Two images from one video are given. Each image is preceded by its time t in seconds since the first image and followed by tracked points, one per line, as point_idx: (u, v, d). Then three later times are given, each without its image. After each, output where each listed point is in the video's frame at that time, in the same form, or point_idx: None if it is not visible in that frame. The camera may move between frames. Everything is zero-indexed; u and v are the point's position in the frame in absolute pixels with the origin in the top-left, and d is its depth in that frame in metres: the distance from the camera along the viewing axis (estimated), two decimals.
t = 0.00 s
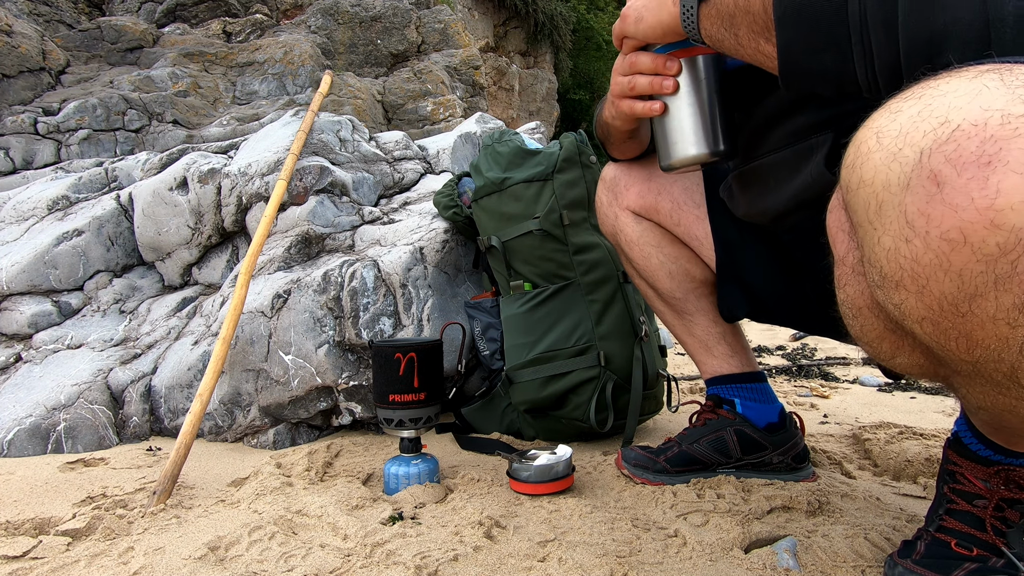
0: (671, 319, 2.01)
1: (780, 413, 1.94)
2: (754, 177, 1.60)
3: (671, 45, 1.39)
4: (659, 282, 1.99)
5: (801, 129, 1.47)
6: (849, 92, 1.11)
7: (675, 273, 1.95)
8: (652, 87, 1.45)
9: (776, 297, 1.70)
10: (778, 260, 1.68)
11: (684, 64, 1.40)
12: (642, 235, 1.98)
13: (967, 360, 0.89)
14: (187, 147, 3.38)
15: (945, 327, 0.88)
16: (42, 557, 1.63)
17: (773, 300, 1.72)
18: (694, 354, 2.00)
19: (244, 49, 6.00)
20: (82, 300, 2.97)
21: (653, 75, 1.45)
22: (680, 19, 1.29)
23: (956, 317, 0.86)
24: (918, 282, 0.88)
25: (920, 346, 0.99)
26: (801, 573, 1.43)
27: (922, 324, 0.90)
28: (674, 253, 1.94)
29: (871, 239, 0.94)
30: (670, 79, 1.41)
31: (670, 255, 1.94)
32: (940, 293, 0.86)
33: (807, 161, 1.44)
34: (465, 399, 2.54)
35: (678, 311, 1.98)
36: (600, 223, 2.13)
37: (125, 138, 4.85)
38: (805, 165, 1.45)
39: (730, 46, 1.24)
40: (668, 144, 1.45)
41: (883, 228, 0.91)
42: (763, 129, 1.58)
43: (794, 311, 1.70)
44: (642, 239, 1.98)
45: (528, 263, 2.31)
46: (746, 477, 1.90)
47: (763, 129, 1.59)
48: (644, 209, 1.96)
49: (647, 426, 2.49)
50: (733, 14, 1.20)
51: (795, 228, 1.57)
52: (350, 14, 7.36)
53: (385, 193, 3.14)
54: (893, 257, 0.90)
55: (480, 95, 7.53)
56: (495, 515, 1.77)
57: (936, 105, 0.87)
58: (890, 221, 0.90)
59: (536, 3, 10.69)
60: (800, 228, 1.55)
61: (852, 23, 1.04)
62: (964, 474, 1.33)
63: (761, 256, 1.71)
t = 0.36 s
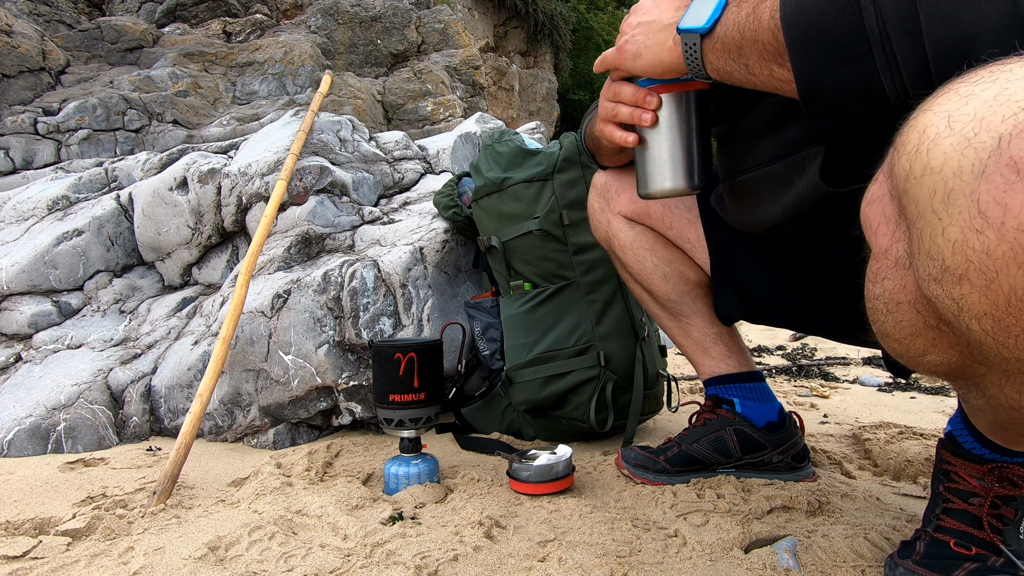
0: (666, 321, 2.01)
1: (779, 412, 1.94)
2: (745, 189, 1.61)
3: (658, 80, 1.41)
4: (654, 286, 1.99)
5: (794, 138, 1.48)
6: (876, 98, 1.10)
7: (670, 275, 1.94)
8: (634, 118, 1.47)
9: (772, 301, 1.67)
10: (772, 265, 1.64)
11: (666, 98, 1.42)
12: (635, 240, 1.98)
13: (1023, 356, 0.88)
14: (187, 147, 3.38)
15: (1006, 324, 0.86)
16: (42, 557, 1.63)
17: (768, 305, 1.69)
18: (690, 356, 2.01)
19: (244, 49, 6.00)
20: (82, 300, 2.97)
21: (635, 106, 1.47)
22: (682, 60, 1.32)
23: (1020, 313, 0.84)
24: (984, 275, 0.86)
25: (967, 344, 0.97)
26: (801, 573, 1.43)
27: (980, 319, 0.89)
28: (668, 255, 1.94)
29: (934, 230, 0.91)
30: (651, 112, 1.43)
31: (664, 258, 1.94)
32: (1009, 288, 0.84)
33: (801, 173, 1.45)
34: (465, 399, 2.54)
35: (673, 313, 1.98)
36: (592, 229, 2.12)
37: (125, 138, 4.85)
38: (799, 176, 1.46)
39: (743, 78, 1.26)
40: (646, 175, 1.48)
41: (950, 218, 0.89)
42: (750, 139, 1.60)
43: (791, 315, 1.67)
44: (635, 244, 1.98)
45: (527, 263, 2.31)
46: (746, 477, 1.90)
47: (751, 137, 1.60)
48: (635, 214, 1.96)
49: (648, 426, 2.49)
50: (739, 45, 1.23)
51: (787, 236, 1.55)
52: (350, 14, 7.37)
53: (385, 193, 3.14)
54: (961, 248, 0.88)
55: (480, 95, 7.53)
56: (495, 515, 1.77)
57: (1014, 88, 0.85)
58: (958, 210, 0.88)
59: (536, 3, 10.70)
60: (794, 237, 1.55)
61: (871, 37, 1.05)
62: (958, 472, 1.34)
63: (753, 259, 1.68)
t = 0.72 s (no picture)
0: (669, 321, 2.01)
1: (780, 413, 1.94)
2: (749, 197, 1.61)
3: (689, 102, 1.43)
4: (658, 284, 1.99)
5: (812, 146, 1.48)
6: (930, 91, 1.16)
7: (673, 273, 1.95)
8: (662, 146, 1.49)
9: (776, 303, 1.68)
10: (778, 269, 1.64)
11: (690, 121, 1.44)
12: (639, 236, 1.98)
13: None
14: (187, 147, 3.37)
15: None
16: (42, 557, 1.63)
17: (773, 307, 1.70)
18: (692, 355, 2.00)
19: (244, 49, 6.00)
20: (82, 300, 2.97)
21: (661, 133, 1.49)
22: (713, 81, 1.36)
23: None
24: None
25: (995, 329, 1.02)
26: (801, 573, 1.43)
27: (1018, 300, 0.92)
28: (673, 254, 1.95)
29: (975, 208, 0.95)
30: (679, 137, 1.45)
31: (668, 256, 1.95)
32: None
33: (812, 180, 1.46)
34: (465, 399, 2.54)
35: (675, 312, 1.99)
36: (596, 225, 2.14)
37: (125, 138, 4.85)
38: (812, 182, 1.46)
39: (782, 90, 1.30)
40: (681, 201, 1.48)
41: (994, 197, 0.92)
42: (763, 140, 1.60)
43: (796, 317, 1.68)
44: (640, 242, 1.99)
45: (527, 263, 2.29)
46: (746, 477, 1.90)
47: (766, 140, 1.59)
48: (640, 212, 1.97)
49: (647, 426, 2.49)
50: (776, 58, 1.27)
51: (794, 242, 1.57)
52: (350, 14, 7.36)
53: (385, 193, 3.14)
54: (1005, 227, 0.91)
55: (480, 95, 7.52)
56: (495, 515, 1.77)
57: None
58: (1004, 189, 0.91)
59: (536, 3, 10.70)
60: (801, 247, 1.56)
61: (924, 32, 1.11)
62: (959, 472, 1.34)
63: (755, 262, 1.68)
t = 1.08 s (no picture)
0: (669, 321, 2.01)
1: (780, 413, 1.94)
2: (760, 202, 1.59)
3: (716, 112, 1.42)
4: (659, 285, 1.98)
5: (848, 147, 1.43)
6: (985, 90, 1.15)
7: (674, 273, 1.95)
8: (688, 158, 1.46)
9: (779, 305, 1.68)
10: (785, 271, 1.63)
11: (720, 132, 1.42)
12: (640, 237, 1.99)
13: None
14: (187, 147, 3.38)
15: None
16: (42, 557, 1.63)
17: (776, 308, 1.69)
18: (692, 355, 2.00)
19: (244, 49, 6.00)
20: (82, 300, 2.97)
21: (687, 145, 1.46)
22: (773, 86, 1.33)
23: None
24: None
25: None
26: (801, 573, 1.43)
27: None
28: (674, 254, 1.95)
29: None
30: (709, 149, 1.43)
31: (669, 256, 1.95)
32: None
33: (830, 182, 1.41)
34: (465, 399, 2.54)
35: (676, 312, 1.99)
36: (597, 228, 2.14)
37: (125, 138, 4.86)
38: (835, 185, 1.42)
39: (860, 92, 1.26)
40: (709, 216, 1.46)
41: None
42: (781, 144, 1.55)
43: (797, 319, 1.68)
44: (641, 243, 1.99)
45: (527, 263, 2.28)
46: (746, 477, 1.90)
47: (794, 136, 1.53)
48: (641, 213, 1.97)
49: (647, 426, 2.49)
50: (854, 57, 1.23)
51: (808, 245, 1.55)
52: (350, 14, 7.37)
53: (385, 193, 3.14)
54: None
55: (480, 95, 7.53)
56: (495, 515, 1.77)
57: None
58: None
59: (536, 3, 10.70)
60: (812, 253, 1.56)
61: None
62: (959, 471, 1.35)
63: (757, 264, 1.68)
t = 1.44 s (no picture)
0: (668, 321, 2.01)
1: (780, 413, 1.94)
2: (759, 202, 1.60)
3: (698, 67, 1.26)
4: (658, 285, 1.99)
5: (847, 145, 1.43)
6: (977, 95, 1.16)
7: (674, 273, 1.96)
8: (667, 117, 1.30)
9: (778, 304, 1.69)
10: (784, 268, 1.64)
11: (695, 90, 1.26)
12: (640, 238, 1.98)
13: None
14: (187, 147, 3.37)
15: None
16: (42, 557, 1.63)
17: (774, 308, 1.70)
18: (690, 354, 2.01)
19: (244, 49, 6.00)
20: (82, 300, 2.96)
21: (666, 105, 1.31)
22: (766, 52, 1.22)
23: None
24: None
25: None
26: (801, 573, 1.43)
27: None
28: (673, 255, 1.96)
29: None
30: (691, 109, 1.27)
31: (668, 257, 1.96)
32: None
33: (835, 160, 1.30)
34: (465, 399, 2.54)
35: (676, 312, 1.99)
36: (596, 224, 2.10)
37: (125, 138, 4.85)
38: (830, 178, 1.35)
39: (855, 66, 1.18)
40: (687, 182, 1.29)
41: None
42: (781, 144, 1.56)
43: (796, 320, 1.69)
44: (640, 243, 1.99)
45: (528, 263, 2.30)
46: (746, 477, 1.90)
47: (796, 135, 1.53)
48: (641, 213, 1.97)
49: (647, 426, 2.49)
50: (856, 29, 1.15)
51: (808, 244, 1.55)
52: (350, 14, 7.37)
53: (385, 193, 3.13)
54: None
55: (480, 95, 7.53)
56: (495, 515, 1.77)
57: None
58: None
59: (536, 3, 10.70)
60: (811, 254, 1.56)
61: None
62: (959, 471, 1.34)
63: (758, 266, 1.69)
